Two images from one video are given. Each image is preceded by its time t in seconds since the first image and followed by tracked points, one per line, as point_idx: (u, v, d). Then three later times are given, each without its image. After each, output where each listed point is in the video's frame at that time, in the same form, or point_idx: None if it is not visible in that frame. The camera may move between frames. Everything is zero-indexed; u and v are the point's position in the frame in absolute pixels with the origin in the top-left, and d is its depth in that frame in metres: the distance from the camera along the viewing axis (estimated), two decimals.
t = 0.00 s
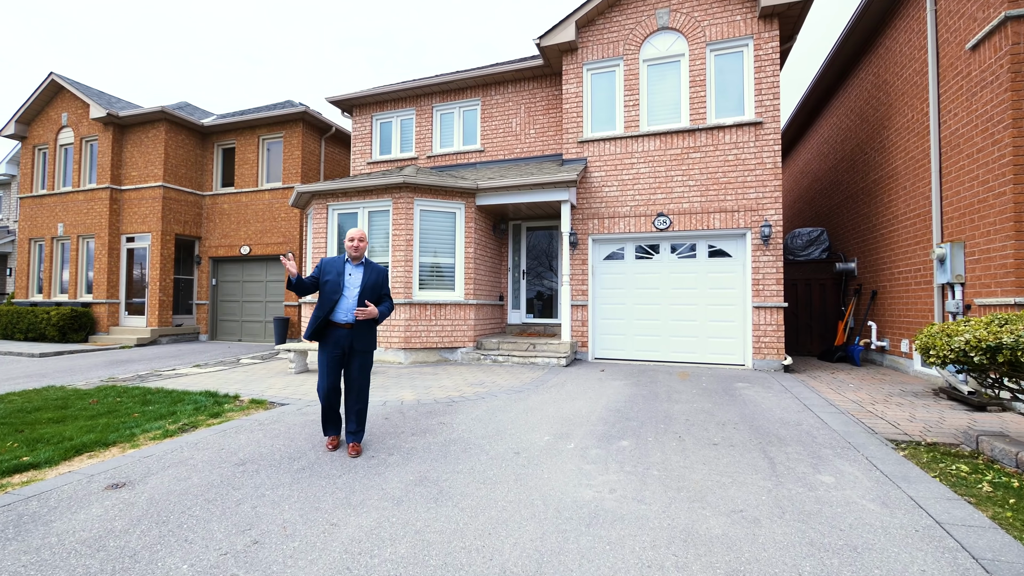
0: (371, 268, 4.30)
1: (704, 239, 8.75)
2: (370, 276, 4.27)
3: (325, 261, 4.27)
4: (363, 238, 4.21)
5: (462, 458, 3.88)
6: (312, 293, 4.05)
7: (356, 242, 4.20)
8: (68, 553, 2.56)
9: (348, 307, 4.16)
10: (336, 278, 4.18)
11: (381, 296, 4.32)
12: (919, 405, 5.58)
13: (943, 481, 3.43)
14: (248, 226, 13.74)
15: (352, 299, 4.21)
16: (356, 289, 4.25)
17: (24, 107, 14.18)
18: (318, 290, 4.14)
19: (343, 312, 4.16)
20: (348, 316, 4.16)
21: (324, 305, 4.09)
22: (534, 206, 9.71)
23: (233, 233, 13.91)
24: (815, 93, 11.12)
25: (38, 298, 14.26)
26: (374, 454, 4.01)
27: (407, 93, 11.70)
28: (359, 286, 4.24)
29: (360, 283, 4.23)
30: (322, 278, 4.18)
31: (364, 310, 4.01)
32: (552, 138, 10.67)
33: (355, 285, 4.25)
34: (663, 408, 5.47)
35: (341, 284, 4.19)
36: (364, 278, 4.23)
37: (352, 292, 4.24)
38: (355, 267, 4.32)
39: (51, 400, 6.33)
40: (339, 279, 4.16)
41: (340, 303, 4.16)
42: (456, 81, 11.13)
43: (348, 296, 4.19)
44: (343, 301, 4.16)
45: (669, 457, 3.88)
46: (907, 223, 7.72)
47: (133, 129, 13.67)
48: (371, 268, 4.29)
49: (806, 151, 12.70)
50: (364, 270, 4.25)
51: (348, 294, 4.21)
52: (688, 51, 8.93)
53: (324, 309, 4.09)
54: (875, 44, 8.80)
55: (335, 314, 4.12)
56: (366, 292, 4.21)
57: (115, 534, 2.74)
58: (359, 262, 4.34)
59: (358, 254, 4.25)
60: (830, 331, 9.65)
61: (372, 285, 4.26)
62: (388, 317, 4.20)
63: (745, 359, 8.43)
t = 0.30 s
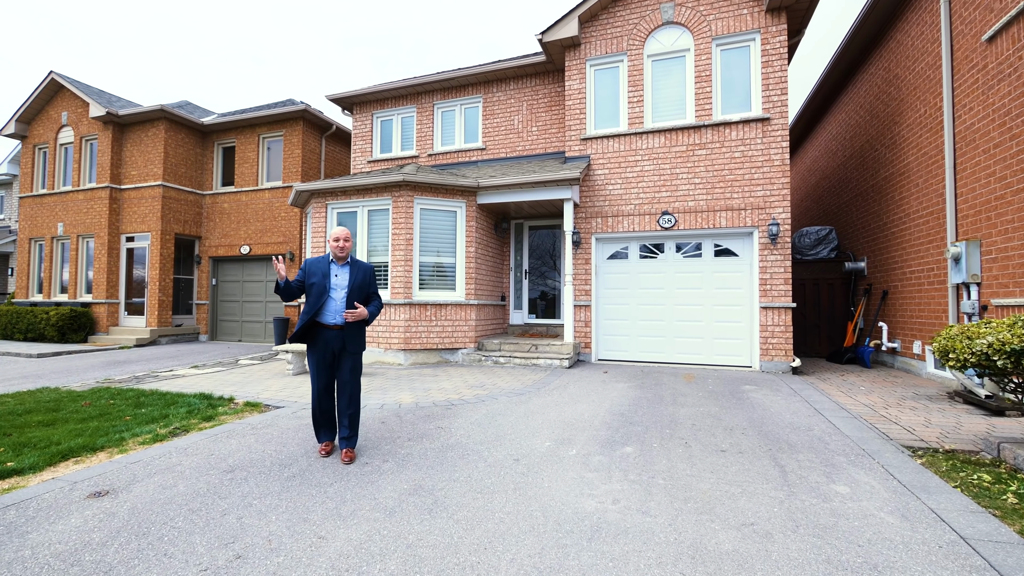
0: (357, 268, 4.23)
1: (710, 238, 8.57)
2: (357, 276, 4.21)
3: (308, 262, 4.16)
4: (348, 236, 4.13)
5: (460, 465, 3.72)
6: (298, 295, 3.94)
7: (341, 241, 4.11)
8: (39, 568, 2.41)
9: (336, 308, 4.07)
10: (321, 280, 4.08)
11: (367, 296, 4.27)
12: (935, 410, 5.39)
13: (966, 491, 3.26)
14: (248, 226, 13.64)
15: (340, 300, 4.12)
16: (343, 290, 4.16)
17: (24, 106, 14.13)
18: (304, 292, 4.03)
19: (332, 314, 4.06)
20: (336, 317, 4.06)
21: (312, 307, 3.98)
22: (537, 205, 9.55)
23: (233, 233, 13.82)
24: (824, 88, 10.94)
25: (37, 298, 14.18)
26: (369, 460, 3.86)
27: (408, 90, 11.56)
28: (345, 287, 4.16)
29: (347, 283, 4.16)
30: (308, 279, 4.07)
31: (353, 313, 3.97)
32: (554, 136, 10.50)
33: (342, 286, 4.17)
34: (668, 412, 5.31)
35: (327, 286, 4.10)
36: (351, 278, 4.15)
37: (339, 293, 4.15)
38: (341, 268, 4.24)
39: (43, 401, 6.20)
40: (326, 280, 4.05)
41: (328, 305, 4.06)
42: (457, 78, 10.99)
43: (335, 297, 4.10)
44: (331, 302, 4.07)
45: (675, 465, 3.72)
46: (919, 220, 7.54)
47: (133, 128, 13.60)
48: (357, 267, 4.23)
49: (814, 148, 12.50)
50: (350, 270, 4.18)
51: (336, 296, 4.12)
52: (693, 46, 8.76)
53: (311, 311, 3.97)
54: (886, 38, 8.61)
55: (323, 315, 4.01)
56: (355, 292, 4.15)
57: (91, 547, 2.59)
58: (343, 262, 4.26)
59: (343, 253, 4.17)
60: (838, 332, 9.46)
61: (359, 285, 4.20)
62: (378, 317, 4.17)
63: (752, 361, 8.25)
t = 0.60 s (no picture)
0: (344, 268, 4.12)
1: (716, 237, 8.38)
2: (344, 276, 4.09)
3: (293, 265, 4.06)
4: (331, 236, 4.02)
5: (457, 474, 3.55)
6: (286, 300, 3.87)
7: (324, 241, 4.00)
8: None
9: (325, 310, 3.97)
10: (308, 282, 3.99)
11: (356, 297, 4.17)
12: (953, 415, 5.19)
13: (994, 504, 3.07)
14: (248, 225, 13.52)
15: (329, 301, 4.02)
16: (331, 291, 4.06)
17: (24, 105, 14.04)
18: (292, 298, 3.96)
19: (322, 316, 3.97)
20: (326, 319, 3.97)
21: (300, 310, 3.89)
22: (539, 203, 9.38)
23: (233, 232, 13.69)
24: (832, 84, 10.73)
25: (37, 297, 14.10)
26: (362, 468, 3.69)
27: (409, 87, 11.41)
28: (333, 288, 4.06)
29: (335, 284, 4.05)
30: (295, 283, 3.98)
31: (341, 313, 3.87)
32: (557, 133, 10.33)
33: (330, 287, 4.05)
34: (674, 417, 5.13)
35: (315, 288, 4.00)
36: (339, 278, 4.04)
37: (327, 295, 4.04)
38: (327, 268, 4.12)
39: (33, 402, 6.05)
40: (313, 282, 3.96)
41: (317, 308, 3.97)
42: (459, 75, 10.83)
43: (324, 299, 4.00)
44: (319, 304, 3.97)
45: (683, 475, 3.54)
46: (932, 218, 7.34)
47: (132, 127, 13.50)
48: (343, 267, 4.10)
49: (821, 145, 12.29)
50: (337, 270, 4.06)
51: (324, 297, 4.01)
52: (699, 40, 8.57)
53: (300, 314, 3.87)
54: (896, 31, 8.42)
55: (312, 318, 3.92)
56: (343, 293, 4.05)
57: (63, 563, 2.42)
58: (330, 262, 4.14)
59: (328, 253, 4.05)
60: (847, 333, 9.25)
61: (347, 285, 4.09)
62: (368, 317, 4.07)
63: (760, 363, 8.05)
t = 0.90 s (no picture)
0: (335, 267, 3.95)
1: (722, 236, 8.18)
2: (336, 276, 3.92)
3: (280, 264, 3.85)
4: (322, 235, 3.88)
5: (452, 485, 3.38)
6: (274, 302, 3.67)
7: (314, 241, 3.86)
8: None
9: (316, 312, 3.84)
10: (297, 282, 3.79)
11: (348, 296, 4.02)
12: (970, 422, 4.99)
13: None
14: (248, 224, 13.39)
15: (319, 303, 3.87)
16: (321, 292, 3.89)
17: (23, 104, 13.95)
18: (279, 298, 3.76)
19: (312, 318, 3.84)
20: (317, 322, 3.85)
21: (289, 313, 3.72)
22: (541, 201, 9.20)
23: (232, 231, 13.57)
24: (840, 79, 10.49)
25: (36, 297, 14.03)
26: (353, 478, 3.52)
27: (409, 84, 11.25)
28: (324, 289, 3.89)
29: (326, 285, 3.88)
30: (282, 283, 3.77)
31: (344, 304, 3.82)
32: (559, 131, 10.14)
33: (320, 288, 3.89)
34: (680, 422, 4.95)
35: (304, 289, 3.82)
36: (330, 279, 3.87)
37: (318, 296, 3.87)
38: (317, 268, 3.95)
39: (24, 406, 5.92)
40: (302, 283, 3.78)
41: (307, 309, 3.82)
42: (460, 71, 10.66)
43: (314, 301, 3.84)
44: (309, 306, 3.82)
45: (691, 486, 3.36)
46: (945, 216, 7.12)
47: (131, 126, 13.39)
48: (335, 266, 3.93)
49: (829, 142, 12.07)
50: (328, 271, 3.89)
51: (314, 298, 3.86)
52: (705, 34, 8.36)
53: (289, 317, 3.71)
54: (908, 24, 8.18)
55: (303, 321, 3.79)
56: (334, 294, 3.88)
57: None
58: (320, 261, 3.97)
59: (319, 253, 3.90)
60: (855, 333, 9.04)
61: (339, 285, 3.91)
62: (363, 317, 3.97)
63: (767, 365, 7.85)
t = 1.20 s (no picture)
0: (332, 271, 3.85)
1: (728, 235, 8.00)
2: (333, 279, 3.82)
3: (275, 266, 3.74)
4: (320, 237, 3.76)
5: (447, 495, 3.23)
6: (269, 305, 3.59)
7: (311, 243, 3.73)
8: None
9: (310, 316, 3.74)
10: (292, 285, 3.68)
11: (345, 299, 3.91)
12: (986, 427, 4.82)
13: None
14: (248, 224, 13.28)
15: (315, 306, 3.76)
16: (317, 295, 3.78)
17: (22, 102, 13.87)
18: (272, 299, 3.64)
19: (306, 321, 3.73)
20: (312, 325, 3.74)
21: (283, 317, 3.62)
22: (543, 200, 9.04)
23: (232, 231, 13.47)
24: (848, 75, 10.29)
25: (36, 297, 13.96)
26: (344, 487, 3.37)
27: (409, 82, 11.11)
28: (319, 292, 3.78)
29: (322, 287, 3.78)
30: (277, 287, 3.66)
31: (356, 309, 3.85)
32: (561, 128, 9.98)
33: (316, 291, 3.78)
34: (685, 427, 4.79)
35: (299, 292, 3.72)
36: (326, 282, 3.77)
37: (313, 299, 3.76)
38: (314, 271, 3.84)
39: (17, 407, 5.82)
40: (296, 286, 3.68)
41: (300, 312, 3.71)
42: (461, 68, 10.50)
43: (309, 304, 3.74)
44: (303, 310, 3.72)
45: (698, 497, 3.21)
46: (957, 215, 6.93)
47: (130, 124, 13.29)
48: (331, 269, 3.83)
49: (836, 140, 11.87)
50: (324, 274, 3.79)
51: (309, 302, 3.74)
52: (710, 29, 8.18)
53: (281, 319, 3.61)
54: (919, 18, 7.98)
55: (298, 324, 3.70)
56: (331, 297, 3.77)
57: None
58: (316, 264, 3.86)
59: (315, 256, 3.79)
60: (864, 334, 8.85)
61: (336, 288, 3.81)
62: (364, 321, 3.92)
63: (774, 367, 7.67)
